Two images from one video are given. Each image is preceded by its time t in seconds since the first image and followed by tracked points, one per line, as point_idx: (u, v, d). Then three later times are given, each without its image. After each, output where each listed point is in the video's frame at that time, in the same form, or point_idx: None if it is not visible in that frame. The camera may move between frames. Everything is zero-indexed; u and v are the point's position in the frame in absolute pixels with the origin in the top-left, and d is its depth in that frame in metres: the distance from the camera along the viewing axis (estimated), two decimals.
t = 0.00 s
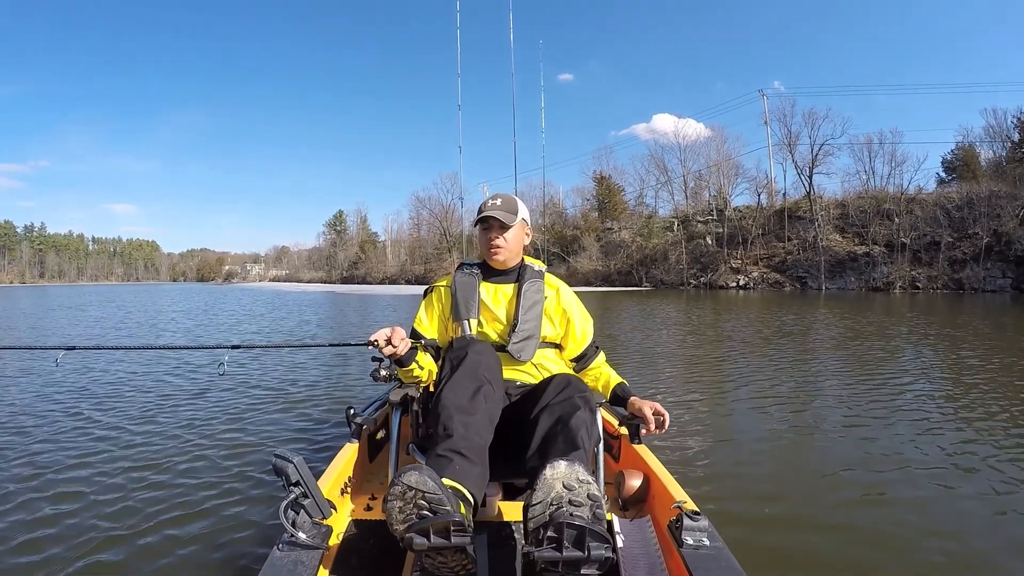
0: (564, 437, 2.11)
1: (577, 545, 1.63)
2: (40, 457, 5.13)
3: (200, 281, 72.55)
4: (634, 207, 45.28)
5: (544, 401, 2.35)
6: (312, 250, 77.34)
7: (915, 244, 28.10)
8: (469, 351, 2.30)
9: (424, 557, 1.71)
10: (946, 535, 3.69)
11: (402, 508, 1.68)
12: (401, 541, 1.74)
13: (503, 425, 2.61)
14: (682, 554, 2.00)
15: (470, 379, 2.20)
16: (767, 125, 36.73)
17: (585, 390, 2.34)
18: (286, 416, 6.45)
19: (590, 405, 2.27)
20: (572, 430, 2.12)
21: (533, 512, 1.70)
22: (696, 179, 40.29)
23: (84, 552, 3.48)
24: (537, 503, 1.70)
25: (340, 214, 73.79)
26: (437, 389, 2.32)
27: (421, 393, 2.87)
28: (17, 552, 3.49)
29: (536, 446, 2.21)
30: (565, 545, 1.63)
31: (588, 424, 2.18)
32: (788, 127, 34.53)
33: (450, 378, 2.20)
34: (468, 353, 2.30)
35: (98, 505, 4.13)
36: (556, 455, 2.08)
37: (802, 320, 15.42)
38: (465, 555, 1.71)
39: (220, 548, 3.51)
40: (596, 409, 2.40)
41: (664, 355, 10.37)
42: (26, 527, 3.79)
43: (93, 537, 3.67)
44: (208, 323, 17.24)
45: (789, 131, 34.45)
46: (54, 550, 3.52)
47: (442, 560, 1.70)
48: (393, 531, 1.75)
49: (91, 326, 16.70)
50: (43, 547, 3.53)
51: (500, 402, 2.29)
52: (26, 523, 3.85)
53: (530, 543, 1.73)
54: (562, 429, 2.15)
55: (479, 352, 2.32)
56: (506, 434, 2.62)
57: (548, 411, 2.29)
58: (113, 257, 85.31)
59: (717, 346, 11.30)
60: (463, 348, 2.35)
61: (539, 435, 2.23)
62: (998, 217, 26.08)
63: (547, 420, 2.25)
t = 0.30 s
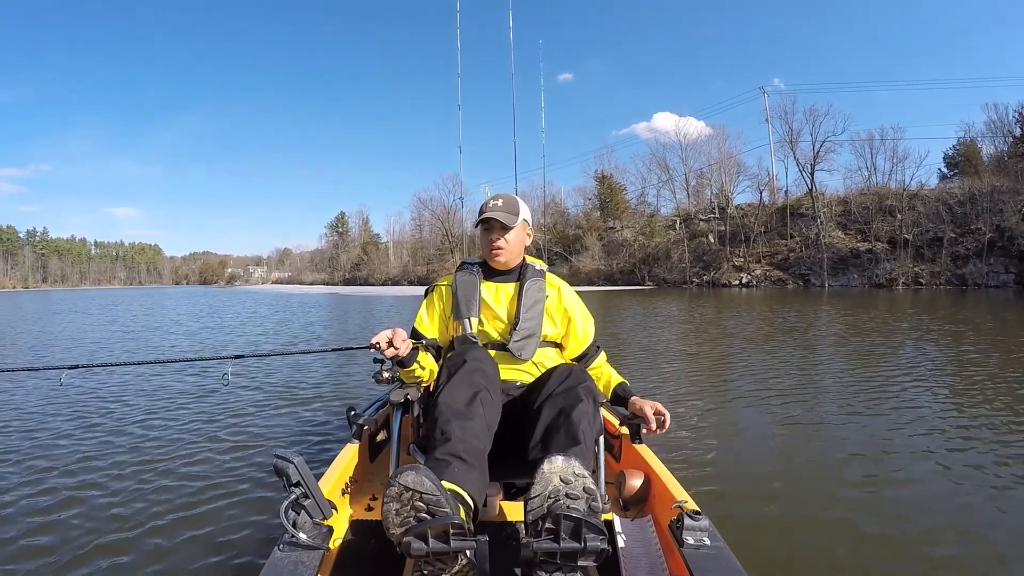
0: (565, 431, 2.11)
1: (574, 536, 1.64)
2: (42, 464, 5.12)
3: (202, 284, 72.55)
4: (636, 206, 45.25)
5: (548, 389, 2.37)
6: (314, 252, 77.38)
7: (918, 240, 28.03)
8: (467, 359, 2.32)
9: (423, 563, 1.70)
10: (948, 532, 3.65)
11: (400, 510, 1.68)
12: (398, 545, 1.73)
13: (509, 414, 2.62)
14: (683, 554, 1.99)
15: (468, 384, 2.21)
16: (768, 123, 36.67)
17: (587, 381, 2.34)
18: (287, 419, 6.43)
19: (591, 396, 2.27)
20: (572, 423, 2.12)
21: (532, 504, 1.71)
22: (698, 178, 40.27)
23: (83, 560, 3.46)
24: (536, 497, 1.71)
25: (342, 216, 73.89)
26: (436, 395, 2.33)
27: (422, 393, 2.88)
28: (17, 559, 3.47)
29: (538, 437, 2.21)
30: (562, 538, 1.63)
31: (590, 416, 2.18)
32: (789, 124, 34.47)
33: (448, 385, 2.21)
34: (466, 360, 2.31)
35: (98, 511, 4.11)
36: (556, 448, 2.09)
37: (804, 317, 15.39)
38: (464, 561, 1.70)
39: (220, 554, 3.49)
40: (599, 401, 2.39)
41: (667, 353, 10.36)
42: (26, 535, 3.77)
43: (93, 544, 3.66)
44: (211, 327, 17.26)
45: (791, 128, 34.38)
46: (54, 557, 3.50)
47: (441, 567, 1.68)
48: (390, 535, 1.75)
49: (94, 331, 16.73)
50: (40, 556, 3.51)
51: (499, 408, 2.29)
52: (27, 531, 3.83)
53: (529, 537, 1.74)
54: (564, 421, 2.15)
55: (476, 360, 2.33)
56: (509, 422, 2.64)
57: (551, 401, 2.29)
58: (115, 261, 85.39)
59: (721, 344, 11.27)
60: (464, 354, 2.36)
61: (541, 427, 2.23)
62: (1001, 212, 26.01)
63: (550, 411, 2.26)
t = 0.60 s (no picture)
0: (565, 427, 2.10)
1: (573, 532, 1.63)
2: (44, 466, 5.13)
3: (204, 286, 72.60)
4: (638, 205, 45.21)
5: (548, 384, 2.37)
6: (316, 253, 77.45)
7: (920, 239, 27.98)
8: (466, 366, 2.32)
9: (422, 567, 1.70)
10: (952, 532, 3.62)
11: (397, 513, 1.68)
12: (396, 551, 1.73)
13: (510, 412, 2.63)
14: (684, 554, 1.99)
15: (466, 391, 2.21)
16: (769, 122, 36.67)
17: (587, 375, 2.34)
18: (289, 420, 6.43)
19: (591, 391, 2.27)
20: (572, 419, 2.12)
21: (531, 501, 1.71)
22: (699, 177, 40.22)
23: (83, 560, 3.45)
24: (535, 493, 1.71)
25: (343, 216, 73.97)
26: (435, 401, 2.33)
27: (422, 393, 2.88)
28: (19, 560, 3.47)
29: (538, 432, 2.20)
30: (560, 534, 1.62)
31: (590, 413, 2.18)
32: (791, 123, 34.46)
33: (446, 391, 2.21)
34: (464, 367, 2.32)
35: (99, 513, 4.11)
36: (556, 444, 2.08)
37: (806, 316, 15.38)
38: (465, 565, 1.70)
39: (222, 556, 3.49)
40: (599, 397, 2.39)
41: (669, 353, 10.36)
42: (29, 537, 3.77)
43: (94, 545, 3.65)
44: (213, 328, 17.29)
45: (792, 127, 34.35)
46: (55, 556, 3.50)
47: (441, 571, 1.68)
48: (388, 541, 1.75)
49: (97, 332, 16.77)
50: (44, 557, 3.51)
51: (498, 411, 2.29)
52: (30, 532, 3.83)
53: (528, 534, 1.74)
54: (565, 416, 2.15)
55: (475, 366, 2.33)
56: (510, 420, 2.64)
57: (552, 396, 2.28)
58: (117, 262, 85.51)
59: (723, 343, 11.26)
60: (462, 360, 2.36)
61: (541, 421, 2.22)
62: (1003, 211, 25.97)
63: (550, 406, 2.25)
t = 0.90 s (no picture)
0: (564, 422, 2.11)
1: (571, 531, 1.63)
2: (43, 460, 5.12)
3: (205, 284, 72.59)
4: (639, 206, 45.20)
5: (549, 378, 2.38)
6: (317, 252, 77.44)
7: (922, 240, 27.95)
8: (466, 371, 2.33)
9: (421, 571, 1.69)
10: (947, 533, 3.64)
11: (395, 517, 1.68)
12: (394, 555, 1.73)
13: (510, 410, 2.64)
14: (683, 553, 1.99)
15: (466, 395, 2.21)
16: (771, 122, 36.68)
17: (587, 369, 2.34)
18: (289, 417, 6.43)
19: (591, 386, 2.27)
20: (572, 414, 2.12)
21: (531, 500, 1.71)
22: (701, 178, 40.20)
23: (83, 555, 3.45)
24: (534, 493, 1.71)
25: (344, 215, 74.02)
26: (435, 405, 2.33)
27: (421, 393, 2.88)
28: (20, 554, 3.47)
29: (539, 426, 2.21)
30: (558, 532, 1.63)
31: (590, 408, 2.18)
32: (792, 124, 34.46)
33: (447, 395, 2.22)
34: (465, 372, 2.32)
35: (100, 507, 4.11)
36: (556, 438, 2.08)
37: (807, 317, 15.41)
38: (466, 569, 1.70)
39: (222, 549, 3.49)
40: (599, 393, 2.39)
41: (670, 353, 10.38)
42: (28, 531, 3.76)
43: (94, 540, 3.65)
44: (214, 325, 17.31)
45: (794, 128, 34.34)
46: (55, 552, 3.50)
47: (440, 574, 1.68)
48: (386, 545, 1.75)
49: (98, 329, 16.79)
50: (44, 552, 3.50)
51: (498, 416, 2.29)
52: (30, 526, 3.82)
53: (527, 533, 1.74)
54: (565, 411, 2.15)
55: (475, 371, 2.34)
56: (511, 418, 2.65)
57: (552, 391, 2.28)
58: (118, 260, 85.56)
59: (724, 344, 11.30)
60: (462, 365, 2.37)
61: (542, 417, 2.23)
62: (1005, 213, 25.96)
63: (550, 401, 2.25)
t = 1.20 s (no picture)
0: (563, 423, 2.10)
1: (573, 532, 1.62)
2: (42, 456, 5.11)
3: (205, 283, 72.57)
4: (640, 206, 45.21)
5: (547, 379, 2.37)
6: (318, 251, 77.46)
7: (922, 242, 27.93)
8: (467, 370, 2.33)
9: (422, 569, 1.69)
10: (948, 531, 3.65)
11: (396, 516, 1.68)
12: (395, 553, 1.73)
13: (510, 410, 2.64)
14: (683, 554, 1.99)
15: (467, 393, 2.21)
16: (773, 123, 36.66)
17: (584, 371, 2.33)
18: (289, 415, 6.42)
19: (589, 386, 2.27)
20: (571, 416, 2.12)
21: (532, 501, 1.71)
22: (702, 178, 40.18)
23: (83, 550, 3.44)
24: (535, 494, 1.71)
25: (345, 214, 74.02)
26: (435, 404, 2.33)
27: (421, 393, 2.87)
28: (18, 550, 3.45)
29: (537, 427, 2.21)
30: (561, 533, 1.62)
31: (588, 407, 2.18)
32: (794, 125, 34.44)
33: (447, 394, 2.21)
34: (466, 371, 2.32)
35: (100, 502, 4.09)
36: (555, 439, 2.08)
37: (807, 318, 15.43)
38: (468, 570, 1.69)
39: (223, 544, 3.48)
40: (598, 394, 2.39)
41: (671, 353, 10.39)
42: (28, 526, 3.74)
43: (94, 536, 3.63)
44: (214, 325, 17.30)
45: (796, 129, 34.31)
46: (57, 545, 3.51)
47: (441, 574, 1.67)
48: (387, 544, 1.75)
49: (98, 327, 16.78)
50: (43, 548, 3.48)
51: (499, 415, 2.29)
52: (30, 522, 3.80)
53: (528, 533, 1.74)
54: (563, 411, 2.15)
55: (476, 370, 2.34)
56: (510, 417, 2.66)
57: (550, 392, 2.29)
58: (118, 258, 85.48)
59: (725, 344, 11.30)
60: (463, 365, 2.37)
61: (541, 417, 2.23)
62: (1006, 215, 25.97)
63: (549, 402, 2.26)
